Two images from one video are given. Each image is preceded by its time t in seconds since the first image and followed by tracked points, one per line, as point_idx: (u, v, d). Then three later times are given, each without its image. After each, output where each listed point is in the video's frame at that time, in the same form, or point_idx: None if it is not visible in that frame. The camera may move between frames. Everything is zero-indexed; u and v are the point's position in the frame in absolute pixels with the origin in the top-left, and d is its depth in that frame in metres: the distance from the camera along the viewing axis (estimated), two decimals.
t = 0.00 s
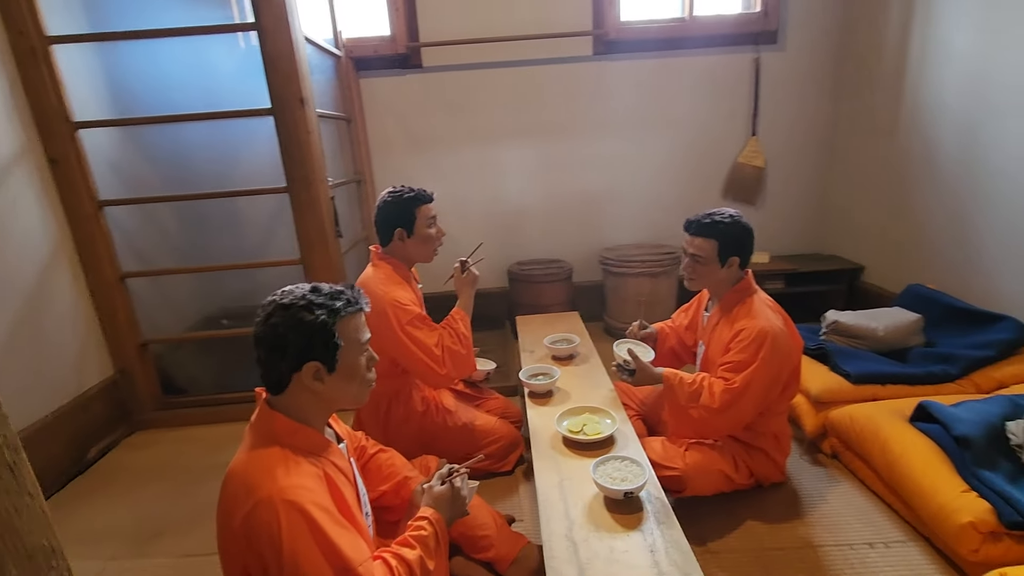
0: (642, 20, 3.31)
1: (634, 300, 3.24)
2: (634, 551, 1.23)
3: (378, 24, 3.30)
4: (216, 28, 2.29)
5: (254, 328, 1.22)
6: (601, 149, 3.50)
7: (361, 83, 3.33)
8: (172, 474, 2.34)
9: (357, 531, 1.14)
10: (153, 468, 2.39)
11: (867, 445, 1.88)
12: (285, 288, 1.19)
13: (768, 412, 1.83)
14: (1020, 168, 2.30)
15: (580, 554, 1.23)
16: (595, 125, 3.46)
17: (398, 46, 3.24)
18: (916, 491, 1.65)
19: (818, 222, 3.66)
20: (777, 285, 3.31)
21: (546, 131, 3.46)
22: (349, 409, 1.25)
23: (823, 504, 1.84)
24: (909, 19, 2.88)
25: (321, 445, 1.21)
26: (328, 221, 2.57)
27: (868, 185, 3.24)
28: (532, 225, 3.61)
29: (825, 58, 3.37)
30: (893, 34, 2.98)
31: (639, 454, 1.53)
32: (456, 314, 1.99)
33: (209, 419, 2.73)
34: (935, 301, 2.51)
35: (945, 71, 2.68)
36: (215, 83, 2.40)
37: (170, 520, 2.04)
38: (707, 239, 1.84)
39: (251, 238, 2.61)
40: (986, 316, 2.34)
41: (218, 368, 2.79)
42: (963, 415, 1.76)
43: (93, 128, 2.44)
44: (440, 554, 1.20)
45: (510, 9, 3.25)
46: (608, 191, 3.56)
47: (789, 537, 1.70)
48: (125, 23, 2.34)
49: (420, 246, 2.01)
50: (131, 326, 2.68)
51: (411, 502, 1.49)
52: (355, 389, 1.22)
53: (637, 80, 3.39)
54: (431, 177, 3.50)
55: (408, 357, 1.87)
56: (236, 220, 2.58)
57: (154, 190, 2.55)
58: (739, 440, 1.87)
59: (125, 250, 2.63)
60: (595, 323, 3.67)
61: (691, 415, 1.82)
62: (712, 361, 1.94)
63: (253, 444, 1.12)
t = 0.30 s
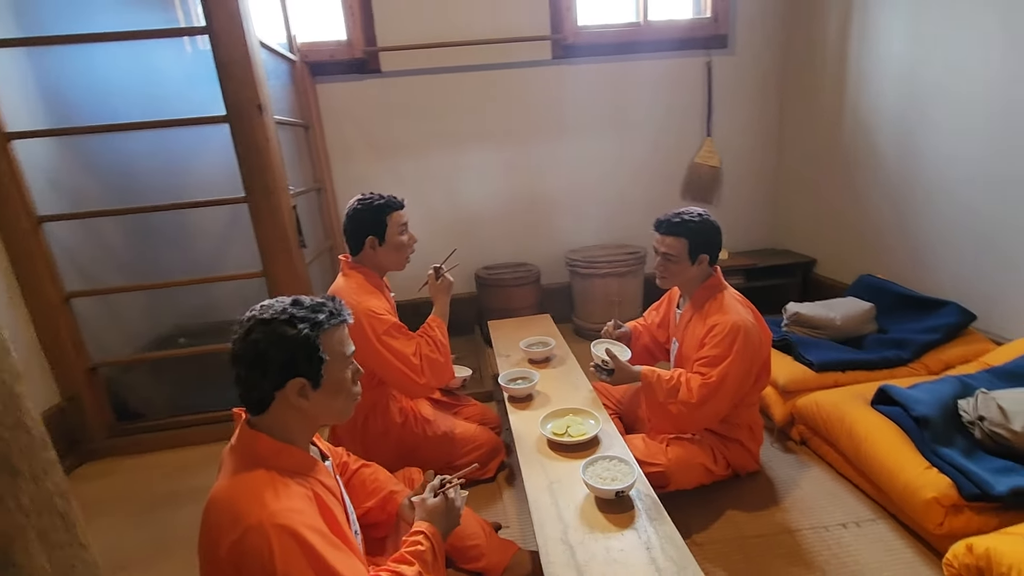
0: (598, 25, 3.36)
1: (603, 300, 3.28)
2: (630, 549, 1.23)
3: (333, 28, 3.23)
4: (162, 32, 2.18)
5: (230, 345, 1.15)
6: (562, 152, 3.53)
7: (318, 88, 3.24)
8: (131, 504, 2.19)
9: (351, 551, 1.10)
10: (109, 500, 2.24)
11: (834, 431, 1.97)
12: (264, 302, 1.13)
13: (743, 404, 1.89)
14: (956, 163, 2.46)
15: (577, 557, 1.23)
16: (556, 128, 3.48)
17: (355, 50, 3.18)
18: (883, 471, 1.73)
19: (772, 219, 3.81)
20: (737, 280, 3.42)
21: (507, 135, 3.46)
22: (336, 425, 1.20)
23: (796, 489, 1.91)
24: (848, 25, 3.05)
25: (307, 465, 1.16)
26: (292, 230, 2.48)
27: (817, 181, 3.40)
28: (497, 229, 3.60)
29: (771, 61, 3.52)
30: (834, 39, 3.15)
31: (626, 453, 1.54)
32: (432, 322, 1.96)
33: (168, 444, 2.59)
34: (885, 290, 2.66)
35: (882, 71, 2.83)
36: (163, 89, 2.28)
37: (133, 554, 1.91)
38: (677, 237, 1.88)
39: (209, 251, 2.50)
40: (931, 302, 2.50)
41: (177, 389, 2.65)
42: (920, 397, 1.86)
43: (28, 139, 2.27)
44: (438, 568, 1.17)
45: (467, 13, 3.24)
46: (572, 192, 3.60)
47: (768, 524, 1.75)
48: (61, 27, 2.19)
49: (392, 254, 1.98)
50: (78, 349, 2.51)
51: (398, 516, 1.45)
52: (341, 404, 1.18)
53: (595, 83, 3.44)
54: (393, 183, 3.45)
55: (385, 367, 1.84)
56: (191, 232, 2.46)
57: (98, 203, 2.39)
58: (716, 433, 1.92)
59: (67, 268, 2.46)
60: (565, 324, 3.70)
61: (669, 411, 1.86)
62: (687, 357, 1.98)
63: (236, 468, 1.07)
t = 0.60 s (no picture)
0: (551, 35, 3.42)
1: (567, 305, 3.32)
2: (617, 552, 1.25)
3: (283, 39, 3.16)
4: (102, 46, 2.07)
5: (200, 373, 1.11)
6: (521, 161, 3.56)
7: (269, 101, 3.16)
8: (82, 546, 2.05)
9: None
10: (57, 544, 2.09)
11: (796, 420, 2.06)
12: (235, 326, 1.10)
13: (711, 401, 1.95)
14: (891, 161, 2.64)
15: (567, 563, 1.24)
16: (514, 137, 3.51)
17: (307, 62, 3.13)
18: (844, 456, 1.83)
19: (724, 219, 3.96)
20: (695, 280, 3.54)
21: (466, 144, 3.47)
22: (315, 448, 1.17)
23: (765, 480, 1.99)
24: (786, 34, 3.21)
25: (288, 492, 1.12)
26: (250, 247, 2.39)
27: (764, 182, 3.56)
28: (460, 239, 3.59)
29: (716, 69, 3.67)
30: (774, 48, 3.32)
31: (605, 456, 1.57)
32: (404, 336, 1.94)
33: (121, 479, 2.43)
34: (833, 284, 2.81)
35: (821, 79, 3.02)
36: (104, 105, 2.17)
37: None
38: (642, 242, 1.93)
39: (161, 272, 2.38)
40: (875, 293, 2.66)
41: (128, 420, 2.50)
42: (873, 383, 1.98)
43: None
44: None
45: (420, 24, 3.23)
46: (532, 200, 3.63)
47: (741, 515, 1.81)
48: None
49: (359, 269, 1.94)
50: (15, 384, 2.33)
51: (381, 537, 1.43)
52: (321, 427, 1.15)
53: (551, 91, 3.50)
54: (351, 196, 3.39)
55: (358, 384, 1.80)
56: (141, 253, 2.35)
57: (34, 226, 2.24)
58: (687, 430, 1.97)
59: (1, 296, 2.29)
60: (530, 331, 3.72)
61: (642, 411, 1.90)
62: (656, 358, 2.03)
63: (214, 502, 1.02)
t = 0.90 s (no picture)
0: (496, 45, 3.45)
1: (520, 312, 3.34)
2: (581, 554, 1.27)
3: (217, 45, 3.04)
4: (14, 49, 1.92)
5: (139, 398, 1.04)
6: (470, 169, 3.56)
7: (203, 109, 3.02)
8: None
9: None
10: None
11: (742, 414, 2.16)
12: (178, 347, 1.04)
13: (663, 400, 2.01)
14: (819, 167, 2.82)
15: (532, 569, 1.24)
16: (462, 145, 3.51)
17: (244, 70, 3.02)
18: (787, 446, 1.93)
19: (667, 224, 4.10)
20: (642, 283, 3.64)
21: (413, 153, 3.44)
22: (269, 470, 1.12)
23: (715, 473, 2.07)
24: (719, 47, 3.38)
25: (240, 519, 1.08)
26: (187, 261, 2.25)
27: (703, 188, 3.72)
28: (409, 249, 3.55)
29: (655, 79, 3.81)
30: (708, 60, 3.48)
31: (564, 460, 1.59)
32: (357, 349, 1.89)
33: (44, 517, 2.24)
34: (770, 283, 2.97)
35: (753, 90, 3.19)
36: (18, 114, 2.01)
37: None
38: (592, 247, 1.98)
39: (87, 291, 2.22)
40: (807, 290, 2.83)
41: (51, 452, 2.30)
42: (810, 375, 2.10)
43: None
44: None
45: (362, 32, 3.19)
46: (482, 207, 3.64)
47: (694, 509, 1.88)
48: None
49: (307, 281, 1.89)
50: None
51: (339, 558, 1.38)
52: (274, 448, 1.11)
53: (497, 100, 3.53)
54: (295, 207, 3.28)
55: (310, 401, 1.74)
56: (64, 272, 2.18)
57: None
58: (642, 429, 2.03)
59: None
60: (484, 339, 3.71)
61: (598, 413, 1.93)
62: (609, 360, 2.08)
63: (160, 535, 0.96)
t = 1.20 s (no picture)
0: (472, 53, 3.47)
1: (495, 318, 3.36)
2: (556, 560, 1.28)
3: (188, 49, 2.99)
4: None
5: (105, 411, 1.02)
6: (446, 176, 3.57)
7: (173, 112, 2.96)
8: None
9: None
10: None
11: (713, 419, 2.21)
12: (148, 358, 1.02)
13: (636, 405, 2.05)
14: (786, 177, 2.92)
15: None
16: (439, 152, 3.52)
17: (216, 73, 2.97)
18: (756, 449, 1.98)
19: (641, 230, 4.16)
20: (616, 289, 3.70)
21: (389, 159, 3.42)
22: (241, 483, 1.11)
23: (687, 476, 2.11)
24: (690, 59, 3.46)
25: (211, 533, 1.06)
26: (155, 268, 2.21)
27: (676, 196, 3.79)
28: (385, 255, 3.53)
29: (629, 89, 3.88)
30: (679, 71, 3.56)
31: (539, 467, 1.60)
32: (332, 357, 1.88)
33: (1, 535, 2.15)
34: (739, 289, 3.05)
35: (722, 102, 3.28)
36: None
37: None
38: (567, 255, 2.00)
39: (49, 299, 2.15)
40: (775, 296, 2.91)
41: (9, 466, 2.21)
42: (777, 380, 2.17)
43: None
44: None
45: (337, 38, 3.17)
46: (458, 214, 3.65)
47: (667, 512, 1.91)
48: None
49: (281, 290, 1.87)
50: None
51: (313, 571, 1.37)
52: (247, 460, 1.09)
53: (473, 108, 3.55)
54: (267, 213, 3.24)
55: (283, 410, 1.73)
56: (25, 278, 2.12)
57: None
58: (616, 435, 2.06)
59: None
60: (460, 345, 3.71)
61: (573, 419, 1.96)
62: (584, 366, 2.11)
63: (128, 551, 0.95)
